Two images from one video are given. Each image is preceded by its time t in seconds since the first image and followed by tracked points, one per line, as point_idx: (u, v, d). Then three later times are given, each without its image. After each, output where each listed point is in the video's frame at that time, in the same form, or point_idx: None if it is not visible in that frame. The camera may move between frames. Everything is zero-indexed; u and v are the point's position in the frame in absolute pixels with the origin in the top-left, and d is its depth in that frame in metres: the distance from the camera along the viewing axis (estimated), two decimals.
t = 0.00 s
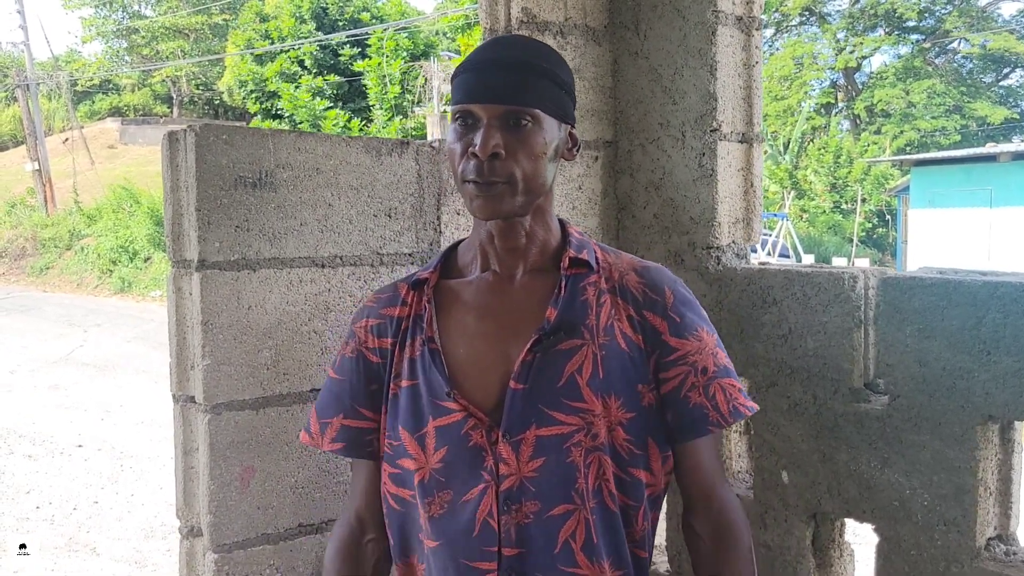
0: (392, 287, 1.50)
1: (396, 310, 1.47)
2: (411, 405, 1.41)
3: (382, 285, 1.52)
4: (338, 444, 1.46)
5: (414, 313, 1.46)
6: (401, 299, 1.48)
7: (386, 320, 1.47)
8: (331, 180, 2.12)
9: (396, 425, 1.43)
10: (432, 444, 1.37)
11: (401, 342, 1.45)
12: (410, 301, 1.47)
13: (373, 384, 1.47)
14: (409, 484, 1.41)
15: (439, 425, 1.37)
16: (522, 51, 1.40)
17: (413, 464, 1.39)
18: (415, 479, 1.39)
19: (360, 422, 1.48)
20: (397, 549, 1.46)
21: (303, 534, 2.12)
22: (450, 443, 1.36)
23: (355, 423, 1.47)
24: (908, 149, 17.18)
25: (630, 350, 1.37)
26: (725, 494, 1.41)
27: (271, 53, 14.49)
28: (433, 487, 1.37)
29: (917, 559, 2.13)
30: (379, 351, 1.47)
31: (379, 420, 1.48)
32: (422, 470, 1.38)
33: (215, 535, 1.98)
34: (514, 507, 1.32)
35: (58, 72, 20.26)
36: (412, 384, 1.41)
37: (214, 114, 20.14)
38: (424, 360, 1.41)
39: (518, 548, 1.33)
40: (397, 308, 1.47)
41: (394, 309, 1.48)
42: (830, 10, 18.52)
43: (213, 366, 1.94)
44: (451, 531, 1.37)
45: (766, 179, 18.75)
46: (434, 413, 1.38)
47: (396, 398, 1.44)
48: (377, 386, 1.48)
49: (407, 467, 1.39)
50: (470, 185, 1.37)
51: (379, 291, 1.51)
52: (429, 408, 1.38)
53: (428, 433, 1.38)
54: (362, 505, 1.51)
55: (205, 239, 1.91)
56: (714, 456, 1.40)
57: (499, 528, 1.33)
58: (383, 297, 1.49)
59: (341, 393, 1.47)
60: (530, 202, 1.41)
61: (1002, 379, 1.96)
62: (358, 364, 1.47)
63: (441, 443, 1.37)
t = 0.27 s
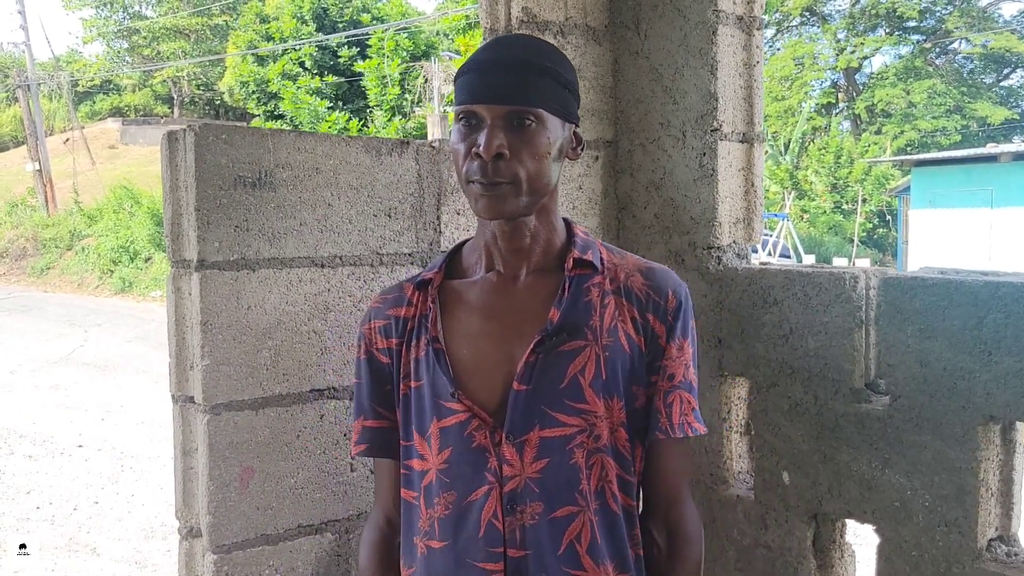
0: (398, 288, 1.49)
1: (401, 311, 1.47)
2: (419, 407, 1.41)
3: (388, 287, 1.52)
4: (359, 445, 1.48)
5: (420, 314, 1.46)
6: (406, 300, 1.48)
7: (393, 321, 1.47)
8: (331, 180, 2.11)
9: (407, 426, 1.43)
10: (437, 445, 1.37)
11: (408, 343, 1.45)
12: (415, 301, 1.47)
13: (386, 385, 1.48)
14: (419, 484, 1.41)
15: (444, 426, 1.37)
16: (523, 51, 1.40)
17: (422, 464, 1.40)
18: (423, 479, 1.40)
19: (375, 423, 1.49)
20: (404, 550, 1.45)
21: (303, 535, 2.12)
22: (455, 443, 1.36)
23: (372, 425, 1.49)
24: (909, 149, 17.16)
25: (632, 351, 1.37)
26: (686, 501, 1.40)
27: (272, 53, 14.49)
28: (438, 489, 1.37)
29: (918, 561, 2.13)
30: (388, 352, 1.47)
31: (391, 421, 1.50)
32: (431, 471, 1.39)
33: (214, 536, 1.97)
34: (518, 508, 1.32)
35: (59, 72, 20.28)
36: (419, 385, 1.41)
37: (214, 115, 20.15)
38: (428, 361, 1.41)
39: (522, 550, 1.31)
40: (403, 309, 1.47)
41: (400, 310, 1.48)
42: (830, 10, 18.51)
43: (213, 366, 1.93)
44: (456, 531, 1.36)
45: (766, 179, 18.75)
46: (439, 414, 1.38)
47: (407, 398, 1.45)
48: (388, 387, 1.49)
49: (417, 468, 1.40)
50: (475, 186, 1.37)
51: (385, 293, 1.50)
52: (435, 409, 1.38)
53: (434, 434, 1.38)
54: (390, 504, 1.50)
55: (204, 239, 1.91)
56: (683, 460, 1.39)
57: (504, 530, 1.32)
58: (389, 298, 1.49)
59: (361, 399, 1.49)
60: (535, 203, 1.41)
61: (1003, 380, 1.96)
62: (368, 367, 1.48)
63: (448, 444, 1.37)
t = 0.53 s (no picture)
0: (397, 285, 1.49)
1: (400, 308, 1.47)
2: (419, 405, 1.41)
3: (386, 284, 1.52)
4: (349, 441, 1.47)
5: (418, 312, 1.46)
6: (405, 297, 1.47)
7: (392, 318, 1.47)
8: (330, 179, 2.11)
9: (406, 423, 1.43)
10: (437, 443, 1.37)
11: (406, 341, 1.45)
12: (414, 299, 1.47)
13: (382, 382, 1.48)
14: (420, 481, 1.41)
15: (445, 425, 1.37)
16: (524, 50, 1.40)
17: (422, 461, 1.40)
18: (424, 476, 1.40)
19: (373, 419, 1.49)
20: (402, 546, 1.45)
21: (302, 535, 2.12)
22: (455, 442, 1.36)
23: (366, 421, 1.48)
24: (909, 149, 17.13)
25: (632, 349, 1.37)
26: (707, 504, 1.38)
27: (273, 53, 14.48)
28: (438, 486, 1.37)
29: (919, 561, 2.12)
30: (385, 349, 1.47)
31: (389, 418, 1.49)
32: (433, 469, 1.40)
33: (213, 536, 1.97)
34: (519, 506, 1.32)
35: (60, 72, 20.29)
36: (418, 382, 1.41)
37: (215, 115, 20.15)
38: (429, 358, 1.41)
39: (523, 547, 1.32)
40: (402, 306, 1.46)
41: (399, 308, 1.47)
42: (831, 10, 18.48)
43: (212, 366, 1.93)
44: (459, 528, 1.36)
45: (767, 179, 18.71)
46: (439, 412, 1.37)
47: (404, 395, 1.44)
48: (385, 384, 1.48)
49: (419, 465, 1.40)
50: (478, 183, 1.37)
51: (384, 290, 1.50)
52: (434, 407, 1.38)
53: (434, 432, 1.38)
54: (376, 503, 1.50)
55: (203, 239, 1.90)
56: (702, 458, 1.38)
57: (505, 527, 1.33)
58: (388, 295, 1.49)
59: (351, 392, 1.48)
60: (537, 201, 1.40)
61: (1004, 380, 1.95)
62: (365, 365, 1.48)
63: (448, 442, 1.37)
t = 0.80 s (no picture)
0: (396, 283, 1.49)
1: (400, 306, 1.47)
2: (418, 402, 1.41)
3: (387, 281, 1.52)
4: (353, 440, 1.47)
5: (417, 309, 1.46)
6: (404, 295, 1.47)
7: (392, 315, 1.47)
8: (331, 179, 2.11)
9: (406, 421, 1.43)
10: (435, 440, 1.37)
11: (405, 338, 1.45)
12: (413, 296, 1.46)
13: (381, 380, 1.48)
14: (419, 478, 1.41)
15: (444, 422, 1.37)
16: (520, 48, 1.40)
17: (421, 459, 1.40)
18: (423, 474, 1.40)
19: (374, 417, 1.49)
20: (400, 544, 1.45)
21: (303, 535, 2.12)
22: (454, 439, 1.36)
23: (367, 419, 1.48)
24: (910, 149, 17.12)
25: (631, 348, 1.37)
26: (695, 505, 1.41)
27: (274, 53, 14.48)
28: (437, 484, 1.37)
29: (920, 560, 2.12)
30: (384, 347, 1.47)
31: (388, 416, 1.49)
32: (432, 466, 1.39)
33: (213, 535, 1.97)
34: (516, 504, 1.32)
35: (60, 72, 20.29)
36: (417, 380, 1.41)
37: (216, 115, 20.15)
38: (427, 355, 1.41)
39: (521, 545, 1.32)
40: (402, 304, 1.47)
41: (400, 305, 1.47)
42: (832, 10, 18.45)
43: (212, 365, 1.93)
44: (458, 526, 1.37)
45: (768, 179, 18.70)
46: (438, 410, 1.37)
47: (404, 392, 1.44)
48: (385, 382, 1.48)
49: (417, 463, 1.40)
50: (472, 179, 1.36)
51: (384, 287, 1.50)
52: (434, 404, 1.38)
53: (433, 429, 1.38)
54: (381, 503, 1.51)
55: (204, 238, 1.90)
56: (692, 460, 1.40)
57: (503, 525, 1.32)
58: (388, 293, 1.49)
59: (353, 391, 1.48)
60: (533, 199, 1.40)
61: (1006, 379, 1.95)
62: (365, 363, 1.48)
63: (448, 439, 1.37)
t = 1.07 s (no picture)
0: (396, 284, 1.49)
1: (400, 307, 1.47)
2: (418, 404, 1.41)
3: (386, 282, 1.52)
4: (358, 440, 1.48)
5: (415, 311, 1.46)
6: (402, 296, 1.48)
7: (391, 317, 1.47)
8: (331, 179, 2.11)
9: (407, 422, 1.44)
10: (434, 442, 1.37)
11: (405, 339, 1.45)
12: (412, 298, 1.47)
13: (382, 381, 1.48)
14: (419, 479, 1.42)
15: (444, 423, 1.37)
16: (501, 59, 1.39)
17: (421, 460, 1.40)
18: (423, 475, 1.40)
19: (376, 418, 1.49)
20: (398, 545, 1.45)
21: (303, 536, 2.12)
22: (452, 442, 1.36)
23: (372, 420, 1.49)
24: (910, 149, 17.12)
25: (629, 351, 1.37)
26: (688, 507, 1.41)
27: (274, 53, 14.48)
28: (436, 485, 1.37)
29: (920, 561, 2.12)
30: (384, 348, 1.47)
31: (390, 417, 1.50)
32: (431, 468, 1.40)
33: (214, 536, 1.97)
34: (514, 506, 1.32)
35: (60, 72, 20.30)
36: (417, 381, 1.41)
37: (216, 115, 20.15)
38: (424, 358, 1.41)
39: (518, 547, 1.32)
40: (401, 305, 1.47)
41: (399, 307, 1.47)
42: (832, 10, 18.45)
43: (213, 366, 1.93)
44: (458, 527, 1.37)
45: (768, 180, 18.71)
46: (437, 412, 1.38)
47: (403, 394, 1.45)
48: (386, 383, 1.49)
49: (418, 464, 1.41)
50: (456, 193, 1.39)
51: (384, 288, 1.50)
52: (433, 405, 1.38)
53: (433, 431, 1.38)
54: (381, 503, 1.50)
55: (205, 239, 1.90)
56: (683, 459, 1.40)
57: (500, 527, 1.33)
58: (388, 294, 1.49)
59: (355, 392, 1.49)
60: (523, 208, 1.41)
61: (1006, 380, 1.95)
62: (365, 364, 1.49)
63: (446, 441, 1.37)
